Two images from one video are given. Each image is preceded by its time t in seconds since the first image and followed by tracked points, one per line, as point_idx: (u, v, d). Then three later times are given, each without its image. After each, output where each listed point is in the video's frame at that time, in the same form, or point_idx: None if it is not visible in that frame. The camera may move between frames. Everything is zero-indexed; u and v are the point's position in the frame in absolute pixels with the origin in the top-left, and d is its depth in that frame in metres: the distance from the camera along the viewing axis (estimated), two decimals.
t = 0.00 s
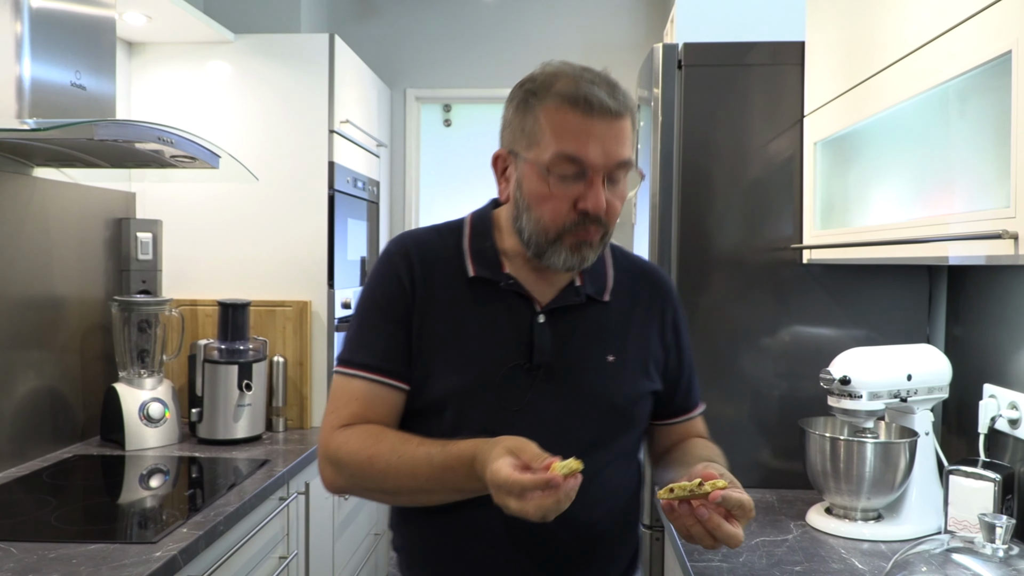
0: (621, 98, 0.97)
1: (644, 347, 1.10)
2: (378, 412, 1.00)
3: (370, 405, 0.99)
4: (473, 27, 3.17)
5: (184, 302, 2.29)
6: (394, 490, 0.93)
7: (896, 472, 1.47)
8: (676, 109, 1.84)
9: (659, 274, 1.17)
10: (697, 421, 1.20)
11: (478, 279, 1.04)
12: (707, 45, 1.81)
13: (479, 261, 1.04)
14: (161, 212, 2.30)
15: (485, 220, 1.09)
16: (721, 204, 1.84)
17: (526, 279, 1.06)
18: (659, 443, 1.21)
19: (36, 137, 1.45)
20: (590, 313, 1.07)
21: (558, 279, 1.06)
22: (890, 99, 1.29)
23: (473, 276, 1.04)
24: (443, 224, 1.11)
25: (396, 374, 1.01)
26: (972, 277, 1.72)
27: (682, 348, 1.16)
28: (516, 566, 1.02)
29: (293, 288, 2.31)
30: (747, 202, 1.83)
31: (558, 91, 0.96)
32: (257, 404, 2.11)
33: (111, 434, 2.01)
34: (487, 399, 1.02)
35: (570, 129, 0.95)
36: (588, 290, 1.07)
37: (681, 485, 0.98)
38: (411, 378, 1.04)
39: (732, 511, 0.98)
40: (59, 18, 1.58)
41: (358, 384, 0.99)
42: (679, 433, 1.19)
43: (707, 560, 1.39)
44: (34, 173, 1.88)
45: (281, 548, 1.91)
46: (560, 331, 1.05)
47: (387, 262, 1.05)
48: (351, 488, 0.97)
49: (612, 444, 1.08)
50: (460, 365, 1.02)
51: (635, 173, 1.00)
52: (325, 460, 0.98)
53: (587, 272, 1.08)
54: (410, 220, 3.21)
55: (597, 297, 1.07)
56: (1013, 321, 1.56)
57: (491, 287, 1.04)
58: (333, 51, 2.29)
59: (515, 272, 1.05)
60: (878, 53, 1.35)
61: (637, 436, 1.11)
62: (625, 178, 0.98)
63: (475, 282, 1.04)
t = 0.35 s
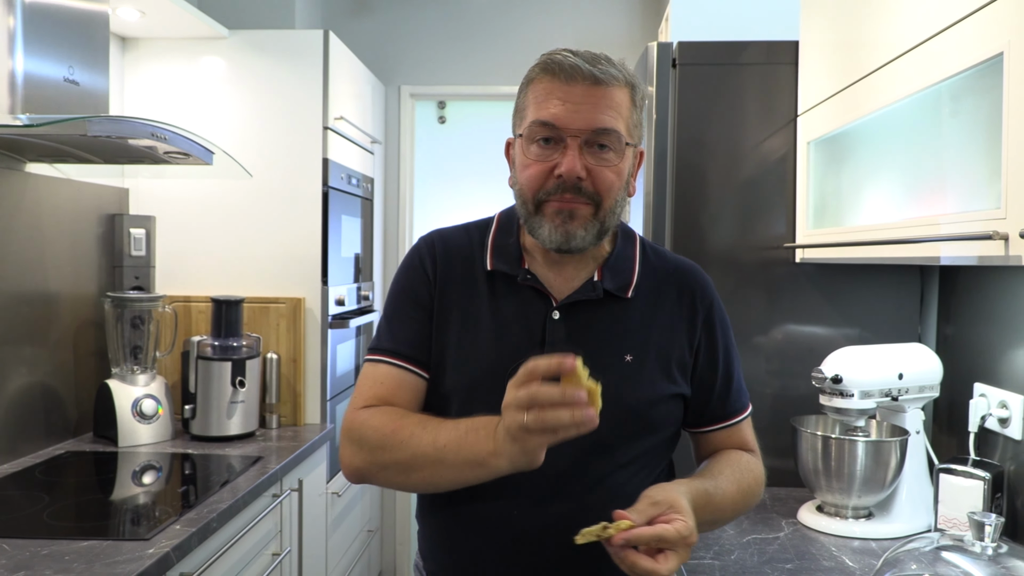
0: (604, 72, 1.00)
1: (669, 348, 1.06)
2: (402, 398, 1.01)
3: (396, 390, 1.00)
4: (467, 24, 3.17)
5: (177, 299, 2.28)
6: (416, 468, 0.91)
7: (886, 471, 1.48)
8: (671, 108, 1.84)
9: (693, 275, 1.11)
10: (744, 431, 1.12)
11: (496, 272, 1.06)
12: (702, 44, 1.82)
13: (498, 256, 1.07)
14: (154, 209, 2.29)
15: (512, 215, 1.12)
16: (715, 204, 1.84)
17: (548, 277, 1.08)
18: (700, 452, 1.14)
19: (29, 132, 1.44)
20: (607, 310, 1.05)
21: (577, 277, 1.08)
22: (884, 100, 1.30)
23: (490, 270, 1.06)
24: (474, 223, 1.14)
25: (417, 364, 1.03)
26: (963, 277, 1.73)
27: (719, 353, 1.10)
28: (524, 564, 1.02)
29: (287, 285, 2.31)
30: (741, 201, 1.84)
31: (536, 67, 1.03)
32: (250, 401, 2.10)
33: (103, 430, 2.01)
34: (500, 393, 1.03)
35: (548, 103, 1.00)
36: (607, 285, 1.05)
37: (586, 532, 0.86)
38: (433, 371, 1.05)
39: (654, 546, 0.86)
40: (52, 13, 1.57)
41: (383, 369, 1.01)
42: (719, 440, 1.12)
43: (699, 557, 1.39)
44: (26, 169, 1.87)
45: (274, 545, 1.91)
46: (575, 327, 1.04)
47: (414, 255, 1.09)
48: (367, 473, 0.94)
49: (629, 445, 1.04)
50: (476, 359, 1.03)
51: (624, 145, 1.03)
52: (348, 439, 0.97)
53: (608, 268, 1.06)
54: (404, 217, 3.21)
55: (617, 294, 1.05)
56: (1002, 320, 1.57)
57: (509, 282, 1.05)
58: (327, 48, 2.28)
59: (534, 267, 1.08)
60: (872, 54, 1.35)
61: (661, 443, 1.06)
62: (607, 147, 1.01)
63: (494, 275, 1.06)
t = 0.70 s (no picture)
0: (584, 70, 1.01)
1: (670, 346, 1.06)
2: (416, 392, 1.01)
3: (409, 384, 1.01)
4: (461, 25, 3.17)
5: (170, 300, 2.27)
6: (410, 448, 0.90)
7: (879, 470, 1.49)
8: (665, 108, 1.85)
9: (695, 273, 1.11)
10: (748, 429, 1.11)
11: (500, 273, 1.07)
12: (695, 44, 1.82)
13: (501, 258, 1.08)
14: (147, 209, 2.28)
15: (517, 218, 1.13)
16: (709, 204, 1.85)
17: (548, 276, 1.08)
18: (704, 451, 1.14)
19: (21, 133, 1.44)
20: (609, 308, 1.05)
21: (578, 278, 1.08)
22: (877, 101, 1.30)
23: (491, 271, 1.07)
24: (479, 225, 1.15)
25: (430, 360, 1.04)
26: (955, 276, 1.74)
27: (721, 352, 1.10)
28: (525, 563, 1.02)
29: (281, 286, 2.31)
30: (735, 202, 1.84)
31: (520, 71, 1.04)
32: (244, 402, 2.10)
33: (97, 432, 2.00)
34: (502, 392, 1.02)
35: (531, 104, 1.01)
36: (607, 284, 1.05)
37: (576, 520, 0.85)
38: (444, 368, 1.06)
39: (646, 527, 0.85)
40: (44, 13, 1.57)
41: (395, 364, 1.02)
42: (722, 439, 1.11)
43: (694, 557, 1.40)
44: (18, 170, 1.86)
45: (268, 547, 1.91)
46: (577, 326, 1.05)
47: (420, 256, 1.11)
48: (374, 471, 0.94)
49: (629, 443, 1.04)
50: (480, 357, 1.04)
51: (609, 143, 1.03)
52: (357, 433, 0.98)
53: (609, 267, 1.07)
54: (398, 217, 3.20)
55: (618, 292, 1.05)
56: (993, 320, 1.58)
57: (511, 283, 1.07)
58: (320, 49, 2.28)
59: (536, 267, 1.08)
60: (864, 55, 1.36)
61: (663, 442, 1.06)
62: (591, 145, 1.01)
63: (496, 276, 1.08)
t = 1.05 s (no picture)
0: (574, 69, 1.01)
1: (674, 347, 1.06)
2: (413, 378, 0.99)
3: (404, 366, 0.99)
4: (458, 24, 3.16)
5: (168, 300, 2.26)
6: (387, 417, 0.89)
7: (879, 469, 1.49)
8: (663, 108, 1.84)
9: (701, 274, 1.11)
10: (751, 427, 1.13)
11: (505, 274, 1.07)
12: (694, 44, 1.82)
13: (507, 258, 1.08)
14: (144, 209, 2.27)
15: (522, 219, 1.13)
16: (707, 203, 1.84)
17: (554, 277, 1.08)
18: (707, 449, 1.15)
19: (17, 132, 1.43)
20: (614, 310, 1.05)
21: (583, 277, 1.08)
22: (875, 100, 1.30)
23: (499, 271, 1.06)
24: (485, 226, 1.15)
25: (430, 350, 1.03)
26: (953, 276, 1.74)
27: (726, 353, 1.10)
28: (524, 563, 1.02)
29: (279, 286, 2.30)
30: (733, 201, 1.84)
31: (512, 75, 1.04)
32: (242, 402, 2.09)
33: (93, 432, 1.99)
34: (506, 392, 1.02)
35: (524, 106, 1.01)
36: (612, 285, 1.05)
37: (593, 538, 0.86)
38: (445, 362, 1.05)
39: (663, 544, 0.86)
40: (40, 12, 1.56)
41: (392, 348, 1.00)
42: (726, 438, 1.12)
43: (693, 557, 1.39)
44: (15, 169, 1.85)
45: (266, 548, 1.90)
46: (582, 327, 1.04)
47: (428, 254, 1.10)
48: (357, 442, 0.92)
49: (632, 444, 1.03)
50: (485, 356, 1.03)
51: (603, 140, 1.02)
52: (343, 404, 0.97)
53: (614, 268, 1.07)
54: (395, 217, 3.20)
55: (623, 293, 1.05)
56: (992, 319, 1.58)
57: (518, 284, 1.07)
58: (317, 48, 2.27)
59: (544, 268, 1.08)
60: (863, 54, 1.36)
61: (666, 441, 1.06)
62: (585, 142, 1.01)
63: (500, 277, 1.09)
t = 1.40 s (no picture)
0: (541, 65, 1.01)
1: (642, 339, 1.05)
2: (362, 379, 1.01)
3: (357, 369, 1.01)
4: (459, 22, 3.15)
5: (167, 298, 2.26)
6: (359, 435, 0.92)
7: (879, 469, 1.48)
8: (664, 105, 1.84)
9: (664, 267, 1.10)
10: (711, 412, 1.13)
11: (472, 271, 1.05)
12: (695, 41, 1.81)
13: (475, 253, 1.05)
14: (144, 207, 2.27)
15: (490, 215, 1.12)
16: (708, 202, 1.84)
17: (521, 271, 1.06)
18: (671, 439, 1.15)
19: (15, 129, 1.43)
20: (581, 302, 1.04)
21: (551, 270, 1.06)
22: (877, 97, 1.29)
23: (467, 267, 1.05)
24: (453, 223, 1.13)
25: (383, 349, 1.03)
26: (955, 275, 1.73)
27: (690, 343, 1.10)
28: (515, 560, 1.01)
29: (278, 284, 2.30)
30: (734, 200, 1.83)
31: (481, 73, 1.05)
32: (241, 400, 2.09)
33: (92, 431, 1.99)
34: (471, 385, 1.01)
35: (491, 100, 1.01)
36: (580, 278, 1.04)
37: (575, 524, 0.88)
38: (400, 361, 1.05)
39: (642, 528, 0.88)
40: (38, 9, 1.55)
41: (344, 350, 1.02)
42: (689, 424, 1.13)
43: (693, 556, 1.39)
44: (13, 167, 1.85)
45: (265, 546, 1.90)
46: (549, 321, 1.03)
47: (393, 255, 1.09)
48: (311, 442, 0.95)
49: (604, 436, 1.03)
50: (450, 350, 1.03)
51: (570, 132, 1.02)
52: (299, 404, 0.98)
53: (581, 262, 1.05)
54: (395, 215, 3.19)
55: (589, 286, 1.04)
56: (994, 318, 1.58)
57: (485, 279, 1.04)
58: (318, 46, 2.26)
59: (510, 262, 1.06)
60: (864, 52, 1.35)
61: (633, 434, 1.05)
62: (552, 132, 1.00)
63: (471, 274, 1.04)
